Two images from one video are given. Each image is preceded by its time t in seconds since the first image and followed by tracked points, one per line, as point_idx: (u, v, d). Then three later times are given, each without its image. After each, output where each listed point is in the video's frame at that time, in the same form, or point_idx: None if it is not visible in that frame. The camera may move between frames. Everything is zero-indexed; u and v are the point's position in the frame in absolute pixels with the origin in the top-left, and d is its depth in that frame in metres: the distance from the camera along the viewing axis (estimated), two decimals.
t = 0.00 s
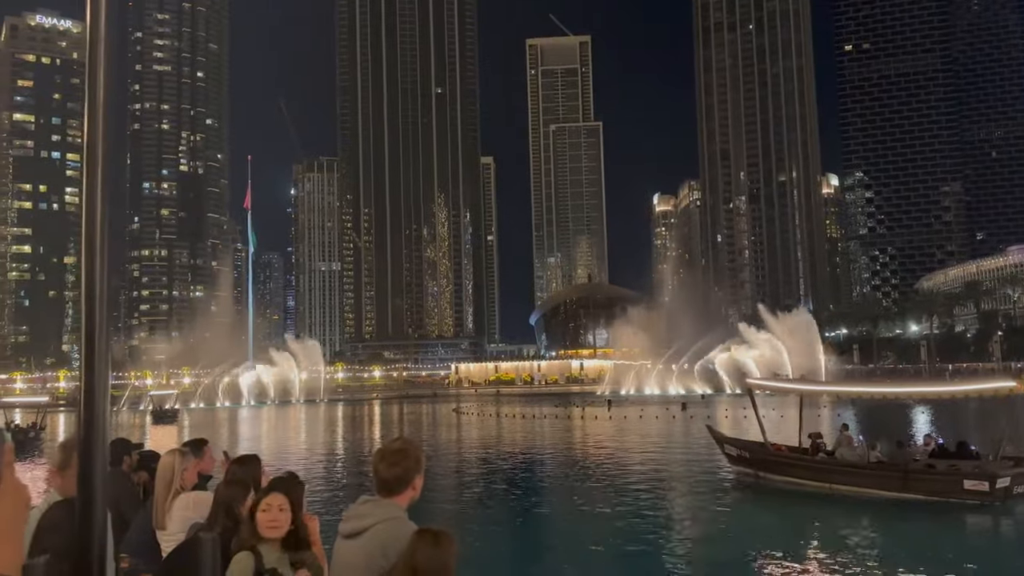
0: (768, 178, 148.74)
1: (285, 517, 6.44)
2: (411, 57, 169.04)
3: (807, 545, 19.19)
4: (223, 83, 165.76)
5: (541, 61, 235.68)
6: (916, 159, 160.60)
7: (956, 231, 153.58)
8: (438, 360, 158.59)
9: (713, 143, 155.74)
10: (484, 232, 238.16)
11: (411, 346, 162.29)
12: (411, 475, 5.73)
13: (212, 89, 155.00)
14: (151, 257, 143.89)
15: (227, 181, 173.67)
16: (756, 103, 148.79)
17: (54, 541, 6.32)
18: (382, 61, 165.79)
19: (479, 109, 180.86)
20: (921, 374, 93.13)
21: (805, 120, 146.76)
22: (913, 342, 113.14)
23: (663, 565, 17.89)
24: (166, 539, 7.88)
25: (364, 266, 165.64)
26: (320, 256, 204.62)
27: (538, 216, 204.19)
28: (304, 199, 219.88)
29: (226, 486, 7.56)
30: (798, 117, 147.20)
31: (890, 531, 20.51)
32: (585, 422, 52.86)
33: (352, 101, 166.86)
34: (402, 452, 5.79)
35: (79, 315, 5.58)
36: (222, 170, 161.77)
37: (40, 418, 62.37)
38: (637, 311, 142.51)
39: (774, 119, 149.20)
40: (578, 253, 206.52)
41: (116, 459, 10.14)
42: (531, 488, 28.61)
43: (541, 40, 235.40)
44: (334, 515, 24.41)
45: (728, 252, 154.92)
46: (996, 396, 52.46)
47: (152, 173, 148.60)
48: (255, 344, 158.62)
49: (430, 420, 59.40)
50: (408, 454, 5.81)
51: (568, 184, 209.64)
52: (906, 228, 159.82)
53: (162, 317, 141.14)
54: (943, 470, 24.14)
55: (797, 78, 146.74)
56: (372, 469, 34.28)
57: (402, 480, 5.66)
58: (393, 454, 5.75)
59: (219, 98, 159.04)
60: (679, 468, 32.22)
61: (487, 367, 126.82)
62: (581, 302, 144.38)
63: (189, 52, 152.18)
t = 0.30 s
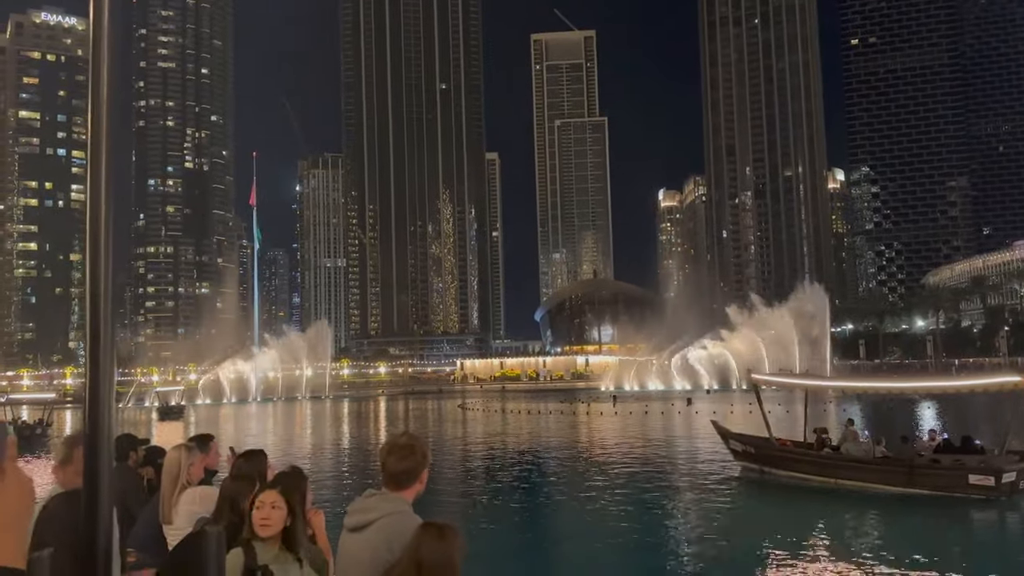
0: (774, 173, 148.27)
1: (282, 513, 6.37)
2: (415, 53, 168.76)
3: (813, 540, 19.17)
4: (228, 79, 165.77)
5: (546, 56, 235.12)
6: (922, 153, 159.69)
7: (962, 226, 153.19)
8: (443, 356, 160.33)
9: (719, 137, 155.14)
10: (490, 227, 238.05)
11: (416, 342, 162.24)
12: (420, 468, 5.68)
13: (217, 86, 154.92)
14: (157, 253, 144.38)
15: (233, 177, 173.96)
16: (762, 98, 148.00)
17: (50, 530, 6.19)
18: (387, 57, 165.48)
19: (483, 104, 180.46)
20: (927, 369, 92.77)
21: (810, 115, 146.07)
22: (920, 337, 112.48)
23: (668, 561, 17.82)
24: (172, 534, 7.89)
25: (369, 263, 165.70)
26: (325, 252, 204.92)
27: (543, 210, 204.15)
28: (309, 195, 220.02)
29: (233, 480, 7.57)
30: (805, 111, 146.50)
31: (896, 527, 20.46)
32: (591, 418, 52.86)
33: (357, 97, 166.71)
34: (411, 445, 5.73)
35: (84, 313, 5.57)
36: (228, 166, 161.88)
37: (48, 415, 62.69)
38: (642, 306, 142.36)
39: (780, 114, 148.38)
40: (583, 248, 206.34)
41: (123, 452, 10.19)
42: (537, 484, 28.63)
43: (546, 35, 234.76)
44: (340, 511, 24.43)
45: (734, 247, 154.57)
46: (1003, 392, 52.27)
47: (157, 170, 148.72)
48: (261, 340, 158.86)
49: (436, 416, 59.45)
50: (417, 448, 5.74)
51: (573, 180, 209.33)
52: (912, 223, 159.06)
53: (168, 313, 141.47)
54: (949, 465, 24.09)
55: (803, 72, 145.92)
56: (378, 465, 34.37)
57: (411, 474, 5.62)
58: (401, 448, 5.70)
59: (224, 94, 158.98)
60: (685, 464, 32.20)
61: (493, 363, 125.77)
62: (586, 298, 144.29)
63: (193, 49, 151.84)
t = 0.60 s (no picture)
0: (776, 168, 148.06)
1: (272, 506, 6.31)
2: (416, 49, 168.58)
3: (815, 535, 19.20)
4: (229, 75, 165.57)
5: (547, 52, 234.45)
6: (924, 148, 158.90)
7: (965, 221, 152.74)
8: (444, 352, 161.48)
9: (721, 133, 154.72)
10: (491, 222, 238.32)
11: (418, 338, 162.14)
12: (421, 461, 5.67)
13: (217, 83, 154.75)
14: (159, 249, 144.57)
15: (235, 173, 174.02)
16: (764, 93, 147.38)
17: (53, 528, 6.13)
18: (388, 54, 165.09)
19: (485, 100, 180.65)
20: (929, 364, 92.80)
21: (812, 111, 145.94)
22: (921, 332, 112.23)
23: (670, 556, 17.79)
24: (172, 526, 7.74)
25: (371, 259, 165.77)
26: (327, 248, 205.36)
27: (545, 206, 204.16)
28: (310, 191, 220.00)
29: (233, 473, 7.64)
30: (806, 107, 146.05)
31: (898, 521, 20.51)
32: (592, 413, 52.96)
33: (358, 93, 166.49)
34: (416, 439, 5.72)
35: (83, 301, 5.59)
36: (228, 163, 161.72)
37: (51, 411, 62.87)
38: (643, 302, 142.32)
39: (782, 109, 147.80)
40: (584, 244, 206.55)
41: (126, 447, 10.14)
42: (539, 479, 28.74)
43: (547, 31, 234.17)
44: (341, 506, 24.41)
45: (736, 243, 154.50)
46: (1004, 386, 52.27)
47: (159, 166, 148.67)
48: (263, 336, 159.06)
49: (438, 412, 59.61)
50: (418, 441, 5.74)
51: (575, 177, 209.32)
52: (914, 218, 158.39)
53: (170, 309, 141.66)
54: (949, 459, 24.09)
55: (805, 67, 145.16)
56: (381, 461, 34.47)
57: (413, 467, 5.61)
58: (404, 441, 5.67)
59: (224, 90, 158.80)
60: (686, 459, 32.27)
61: (495, 359, 127.21)
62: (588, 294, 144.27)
63: (194, 45, 151.83)
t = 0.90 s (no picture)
0: (777, 165, 147.81)
1: (270, 498, 6.31)
2: (417, 45, 168.44)
3: (813, 531, 19.25)
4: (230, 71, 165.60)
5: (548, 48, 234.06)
6: (925, 145, 158.55)
7: (966, 218, 152.52)
8: (446, 348, 158.29)
9: (722, 129, 154.56)
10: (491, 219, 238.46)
11: (419, 335, 161.89)
12: (420, 453, 5.64)
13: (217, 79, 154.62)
14: (160, 246, 144.67)
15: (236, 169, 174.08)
16: (765, 89, 147.18)
17: (50, 516, 6.09)
18: (388, 50, 164.85)
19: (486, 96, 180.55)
20: (929, 360, 92.83)
21: (813, 107, 145.72)
22: (921, 329, 112.17)
23: (669, 552, 17.85)
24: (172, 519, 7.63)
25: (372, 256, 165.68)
26: (328, 245, 205.44)
27: (545, 202, 204.13)
28: (311, 188, 220.03)
29: (234, 467, 7.61)
30: (807, 103, 145.80)
31: (897, 516, 20.54)
32: (593, 409, 53.10)
33: (359, 89, 166.38)
34: (415, 429, 5.72)
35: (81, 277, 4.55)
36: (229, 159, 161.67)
37: (53, 408, 63.06)
38: (643, 298, 142.21)
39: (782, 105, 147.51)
40: (585, 241, 206.80)
41: (126, 441, 10.09)
42: (539, 474, 28.86)
43: (548, 26, 233.79)
44: (340, 503, 24.39)
45: (737, 240, 154.55)
46: (1004, 381, 52.34)
47: (160, 162, 148.69)
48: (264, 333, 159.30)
49: (439, 408, 59.79)
50: (419, 433, 5.71)
51: (576, 173, 209.21)
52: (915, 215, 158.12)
53: (171, 305, 141.70)
54: (949, 455, 24.08)
55: (806, 64, 144.82)
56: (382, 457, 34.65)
57: (413, 457, 5.60)
58: (404, 431, 5.66)
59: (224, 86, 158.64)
60: (686, 455, 32.36)
61: (495, 355, 127.04)
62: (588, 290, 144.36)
63: (195, 41, 151.65)
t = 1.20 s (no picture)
0: (775, 165, 147.74)
1: (270, 496, 6.30)
2: (415, 45, 168.44)
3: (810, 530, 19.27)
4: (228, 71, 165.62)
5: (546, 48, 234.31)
6: (923, 145, 158.43)
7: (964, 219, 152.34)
8: (444, 348, 158.46)
9: (720, 130, 154.65)
10: (490, 218, 238.42)
11: (417, 335, 161.58)
12: (417, 449, 5.62)
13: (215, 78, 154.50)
14: (158, 245, 144.78)
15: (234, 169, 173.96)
16: (763, 89, 147.32)
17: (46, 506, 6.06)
18: (387, 50, 164.83)
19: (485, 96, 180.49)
20: (926, 360, 92.98)
21: (812, 107, 145.76)
22: (919, 329, 112.25)
23: (667, 552, 17.84)
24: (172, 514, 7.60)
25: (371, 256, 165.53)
26: (326, 245, 205.39)
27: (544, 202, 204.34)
28: (310, 187, 219.93)
29: (233, 464, 7.55)
30: (805, 104, 145.83)
31: (894, 516, 20.56)
32: (591, 409, 53.15)
33: (358, 89, 166.31)
34: (413, 424, 5.72)
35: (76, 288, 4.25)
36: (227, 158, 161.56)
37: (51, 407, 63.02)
38: (641, 298, 142.21)
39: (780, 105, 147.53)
40: (584, 241, 207.08)
41: (126, 438, 10.04)
42: (537, 474, 28.88)
43: (546, 27, 234.03)
44: (337, 501, 24.44)
45: (735, 240, 154.75)
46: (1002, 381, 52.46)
47: (158, 161, 148.72)
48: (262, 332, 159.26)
49: (438, 407, 59.90)
50: (416, 429, 5.70)
51: (574, 174, 209.17)
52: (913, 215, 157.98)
53: (168, 305, 141.49)
54: (946, 455, 24.12)
55: (804, 64, 144.92)
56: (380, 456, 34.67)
57: (411, 453, 5.58)
58: (401, 426, 5.65)
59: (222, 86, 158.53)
60: (683, 454, 32.39)
61: (493, 356, 127.77)
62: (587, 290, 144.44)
63: (193, 41, 151.53)
